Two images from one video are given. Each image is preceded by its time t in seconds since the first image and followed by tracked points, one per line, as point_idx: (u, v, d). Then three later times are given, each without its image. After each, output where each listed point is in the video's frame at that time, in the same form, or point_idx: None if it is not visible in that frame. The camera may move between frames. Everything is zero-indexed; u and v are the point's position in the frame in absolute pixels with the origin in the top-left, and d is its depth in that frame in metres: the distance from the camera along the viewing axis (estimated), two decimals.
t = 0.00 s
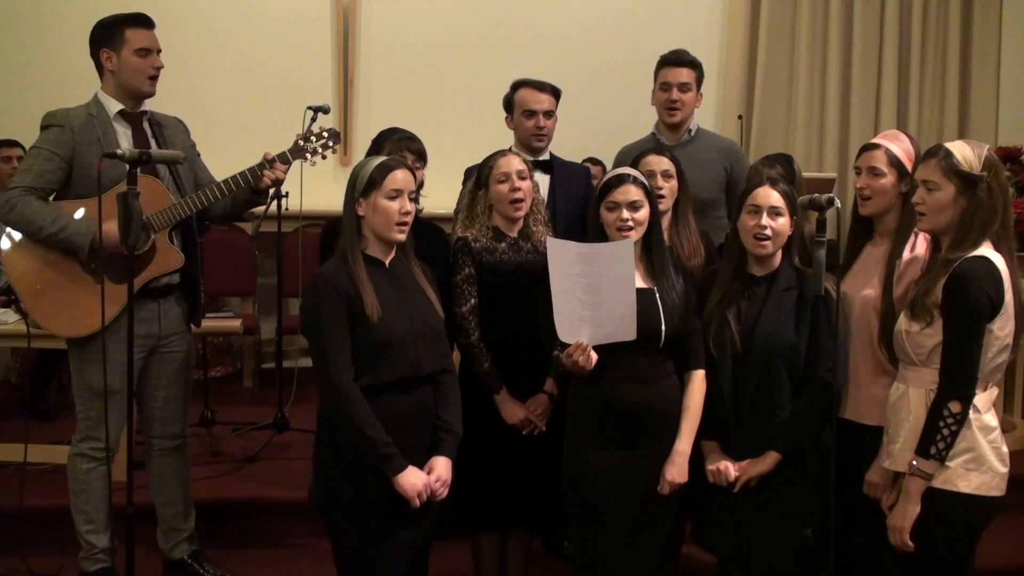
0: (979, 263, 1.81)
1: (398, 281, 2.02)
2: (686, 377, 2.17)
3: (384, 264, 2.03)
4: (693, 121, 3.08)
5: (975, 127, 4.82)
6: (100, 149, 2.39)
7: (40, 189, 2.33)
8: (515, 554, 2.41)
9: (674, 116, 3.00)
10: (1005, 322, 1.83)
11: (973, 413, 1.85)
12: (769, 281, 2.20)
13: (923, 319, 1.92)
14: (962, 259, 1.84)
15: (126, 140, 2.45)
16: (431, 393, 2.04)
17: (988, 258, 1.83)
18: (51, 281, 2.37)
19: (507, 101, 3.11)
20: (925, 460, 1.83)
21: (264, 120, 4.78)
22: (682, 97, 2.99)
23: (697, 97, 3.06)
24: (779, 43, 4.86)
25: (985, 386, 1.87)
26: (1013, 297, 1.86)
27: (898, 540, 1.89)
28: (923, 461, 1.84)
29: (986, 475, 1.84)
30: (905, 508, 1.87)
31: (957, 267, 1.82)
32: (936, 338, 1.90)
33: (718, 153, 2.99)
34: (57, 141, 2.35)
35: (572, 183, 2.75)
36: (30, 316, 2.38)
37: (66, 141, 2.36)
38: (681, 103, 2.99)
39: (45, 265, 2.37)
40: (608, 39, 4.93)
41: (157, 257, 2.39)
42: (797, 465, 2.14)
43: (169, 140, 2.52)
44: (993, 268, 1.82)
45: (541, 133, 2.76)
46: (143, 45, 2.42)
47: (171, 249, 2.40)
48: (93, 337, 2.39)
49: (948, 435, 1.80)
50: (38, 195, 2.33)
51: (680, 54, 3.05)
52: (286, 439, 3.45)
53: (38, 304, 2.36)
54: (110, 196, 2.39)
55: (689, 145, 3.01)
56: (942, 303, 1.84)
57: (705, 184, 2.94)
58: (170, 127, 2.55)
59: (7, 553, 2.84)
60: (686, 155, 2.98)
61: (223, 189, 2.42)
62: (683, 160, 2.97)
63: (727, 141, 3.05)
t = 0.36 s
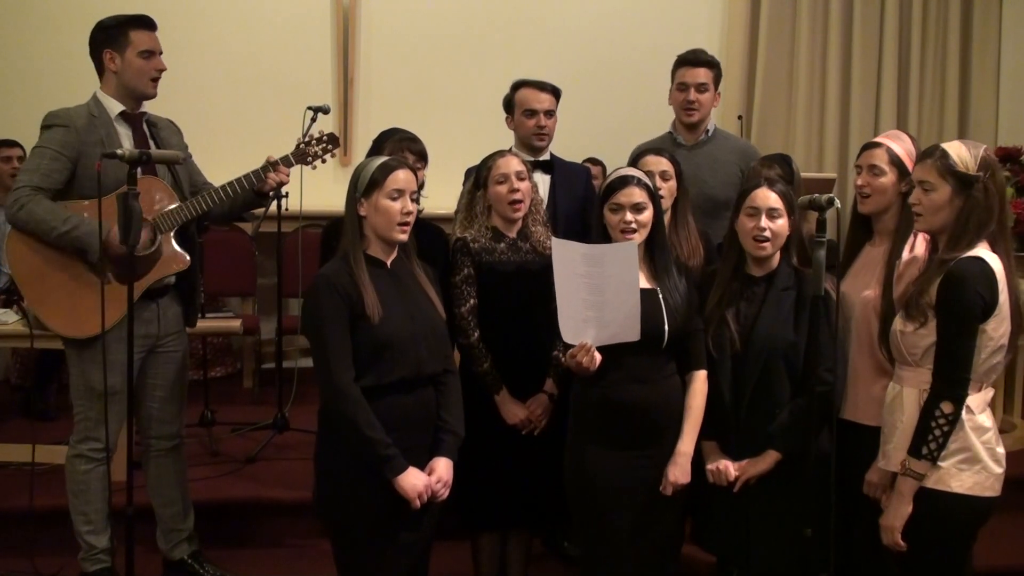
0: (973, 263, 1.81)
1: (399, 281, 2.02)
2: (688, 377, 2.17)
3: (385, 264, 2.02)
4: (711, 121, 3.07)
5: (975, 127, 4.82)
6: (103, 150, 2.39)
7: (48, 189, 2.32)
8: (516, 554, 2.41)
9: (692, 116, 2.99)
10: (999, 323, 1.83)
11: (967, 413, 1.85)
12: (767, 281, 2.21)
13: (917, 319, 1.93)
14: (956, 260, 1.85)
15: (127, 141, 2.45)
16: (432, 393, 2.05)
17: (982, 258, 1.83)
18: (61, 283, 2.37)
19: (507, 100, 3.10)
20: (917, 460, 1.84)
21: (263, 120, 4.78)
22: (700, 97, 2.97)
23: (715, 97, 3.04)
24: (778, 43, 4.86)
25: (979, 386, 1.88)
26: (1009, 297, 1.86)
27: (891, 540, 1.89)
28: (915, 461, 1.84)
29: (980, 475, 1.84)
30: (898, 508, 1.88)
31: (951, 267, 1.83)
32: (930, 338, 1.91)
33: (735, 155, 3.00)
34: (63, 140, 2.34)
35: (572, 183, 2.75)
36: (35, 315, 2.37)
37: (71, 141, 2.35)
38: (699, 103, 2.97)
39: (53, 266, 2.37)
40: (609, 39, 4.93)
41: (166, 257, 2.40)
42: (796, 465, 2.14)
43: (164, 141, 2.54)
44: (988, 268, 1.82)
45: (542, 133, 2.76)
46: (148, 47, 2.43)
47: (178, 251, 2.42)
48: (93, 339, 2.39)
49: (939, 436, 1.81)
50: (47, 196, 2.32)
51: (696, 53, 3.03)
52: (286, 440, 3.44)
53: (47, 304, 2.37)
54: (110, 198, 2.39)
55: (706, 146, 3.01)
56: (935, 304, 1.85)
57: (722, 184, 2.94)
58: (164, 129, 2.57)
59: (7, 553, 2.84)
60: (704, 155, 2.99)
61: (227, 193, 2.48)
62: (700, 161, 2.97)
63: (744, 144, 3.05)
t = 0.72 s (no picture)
0: (969, 263, 1.81)
1: (399, 281, 2.02)
2: (687, 378, 2.18)
3: (386, 264, 2.02)
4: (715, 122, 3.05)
5: (974, 127, 4.83)
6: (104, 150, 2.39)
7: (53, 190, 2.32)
8: (515, 555, 2.41)
9: (694, 116, 2.97)
10: (997, 323, 1.83)
11: (966, 414, 1.85)
12: (765, 281, 2.21)
13: (914, 319, 1.93)
14: (954, 259, 1.85)
15: (128, 141, 2.45)
16: (432, 394, 2.05)
17: (980, 258, 1.83)
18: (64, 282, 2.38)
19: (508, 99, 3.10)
20: (917, 461, 1.84)
21: (263, 119, 4.77)
22: (702, 97, 2.95)
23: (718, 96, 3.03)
24: (778, 43, 4.86)
25: (977, 386, 1.88)
26: (1006, 297, 1.87)
27: (891, 540, 1.89)
28: (915, 462, 1.84)
29: (979, 476, 1.85)
30: (896, 508, 1.88)
31: (948, 267, 1.83)
32: (929, 339, 1.91)
33: (739, 157, 3.00)
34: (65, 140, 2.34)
35: (571, 184, 2.75)
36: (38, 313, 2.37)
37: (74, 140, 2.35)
38: (701, 103, 2.95)
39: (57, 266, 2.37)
40: (608, 39, 4.93)
41: (170, 257, 2.41)
42: (795, 466, 2.14)
43: (163, 142, 2.54)
44: (985, 268, 1.82)
45: (540, 133, 2.76)
46: (147, 46, 2.43)
47: (183, 252, 2.43)
48: (93, 341, 2.39)
49: (939, 436, 1.81)
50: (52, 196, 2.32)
51: (698, 53, 3.02)
52: (286, 440, 3.44)
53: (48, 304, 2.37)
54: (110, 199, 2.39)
55: (709, 147, 3.01)
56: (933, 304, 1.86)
57: (729, 184, 2.94)
58: (163, 131, 2.57)
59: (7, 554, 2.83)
60: (710, 155, 2.99)
61: (229, 194, 2.49)
62: (703, 161, 2.98)
63: (748, 146, 3.05)
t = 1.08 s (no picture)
0: (970, 263, 1.82)
1: (398, 281, 2.02)
2: (685, 378, 2.18)
3: (385, 265, 2.02)
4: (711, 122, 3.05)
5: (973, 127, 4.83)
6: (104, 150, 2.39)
7: (52, 190, 2.32)
8: (515, 555, 2.41)
9: (681, 115, 2.99)
10: (997, 323, 1.83)
11: (967, 413, 1.85)
12: (763, 282, 2.21)
13: (915, 319, 1.93)
14: (954, 260, 1.85)
15: (127, 140, 2.45)
16: (432, 394, 2.05)
17: (980, 258, 1.83)
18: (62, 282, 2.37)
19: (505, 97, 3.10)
20: (918, 460, 1.84)
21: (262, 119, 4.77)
22: (687, 96, 2.96)
23: (710, 96, 3.02)
24: (776, 43, 4.86)
25: (978, 386, 1.88)
26: (1006, 297, 1.87)
27: (892, 540, 1.89)
28: (916, 461, 1.84)
29: (979, 475, 1.85)
30: (898, 508, 1.88)
31: (949, 267, 1.83)
32: (929, 339, 1.92)
33: (735, 157, 3.00)
34: (65, 140, 2.34)
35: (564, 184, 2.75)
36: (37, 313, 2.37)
37: (74, 140, 2.35)
38: (687, 102, 2.96)
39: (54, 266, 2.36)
40: (607, 39, 4.93)
41: (170, 256, 2.41)
42: (793, 466, 2.15)
43: (162, 142, 2.55)
44: (985, 268, 1.82)
45: (535, 136, 2.76)
46: (148, 47, 2.43)
47: (183, 253, 2.43)
48: (93, 341, 2.38)
49: (941, 435, 1.81)
50: (52, 197, 2.32)
51: (694, 53, 3.02)
52: (285, 440, 3.44)
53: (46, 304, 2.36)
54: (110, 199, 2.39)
55: (706, 147, 3.01)
56: (934, 305, 1.86)
57: (727, 185, 2.94)
58: (163, 131, 2.57)
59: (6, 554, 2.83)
60: (707, 156, 2.99)
61: (229, 192, 2.49)
62: (699, 162, 2.98)
63: (745, 146, 3.05)
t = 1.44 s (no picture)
0: (963, 262, 1.82)
1: (387, 281, 2.02)
2: (673, 379, 2.18)
3: (374, 265, 2.02)
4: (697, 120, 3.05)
5: (961, 128, 4.85)
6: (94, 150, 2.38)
7: (39, 190, 2.31)
8: (504, 556, 2.43)
9: (663, 113, 3.00)
10: (989, 322, 1.84)
11: (958, 413, 1.86)
12: (750, 282, 2.22)
13: (907, 319, 1.93)
14: (947, 259, 1.85)
15: (118, 141, 2.44)
16: (421, 394, 2.04)
17: (972, 257, 1.84)
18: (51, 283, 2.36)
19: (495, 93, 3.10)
20: (910, 459, 1.85)
21: (252, 120, 4.76)
22: (669, 93, 2.97)
23: (695, 94, 3.01)
24: (766, 44, 4.87)
25: (969, 386, 1.88)
26: (997, 296, 1.87)
27: (884, 538, 1.90)
28: (908, 460, 1.85)
29: (970, 474, 1.85)
30: (890, 507, 1.88)
31: (942, 267, 1.84)
32: (921, 338, 1.92)
33: (722, 156, 3.00)
34: (54, 140, 2.33)
35: (543, 186, 2.77)
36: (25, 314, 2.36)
37: (63, 140, 2.34)
38: (668, 100, 2.98)
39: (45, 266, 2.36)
40: (597, 40, 4.93)
41: (160, 257, 2.40)
42: (781, 465, 2.16)
43: (154, 143, 2.54)
44: (977, 267, 1.83)
45: (518, 143, 2.77)
46: (139, 47, 2.42)
47: (171, 252, 2.42)
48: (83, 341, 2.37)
49: (933, 435, 1.82)
50: (38, 196, 2.31)
51: (681, 53, 3.01)
52: (274, 441, 3.43)
53: (36, 304, 2.35)
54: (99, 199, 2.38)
55: (692, 147, 3.01)
56: (926, 304, 1.86)
57: (715, 184, 2.95)
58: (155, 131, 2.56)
59: None
60: (694, 155, 3.00)
61: (221, 191, 2.50)
62: (686, 161, 2.98)
63: (732, 145, 3.05)
